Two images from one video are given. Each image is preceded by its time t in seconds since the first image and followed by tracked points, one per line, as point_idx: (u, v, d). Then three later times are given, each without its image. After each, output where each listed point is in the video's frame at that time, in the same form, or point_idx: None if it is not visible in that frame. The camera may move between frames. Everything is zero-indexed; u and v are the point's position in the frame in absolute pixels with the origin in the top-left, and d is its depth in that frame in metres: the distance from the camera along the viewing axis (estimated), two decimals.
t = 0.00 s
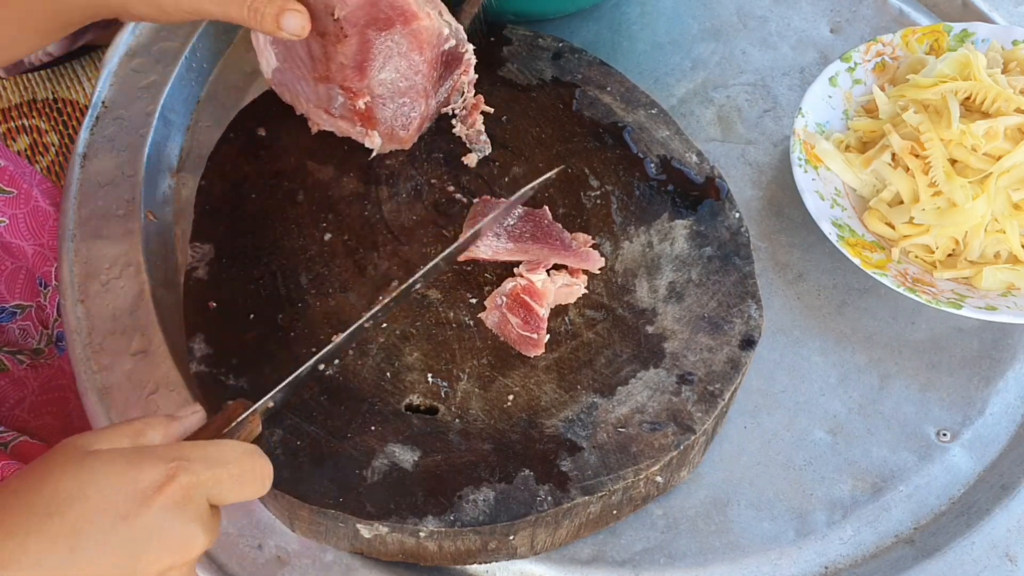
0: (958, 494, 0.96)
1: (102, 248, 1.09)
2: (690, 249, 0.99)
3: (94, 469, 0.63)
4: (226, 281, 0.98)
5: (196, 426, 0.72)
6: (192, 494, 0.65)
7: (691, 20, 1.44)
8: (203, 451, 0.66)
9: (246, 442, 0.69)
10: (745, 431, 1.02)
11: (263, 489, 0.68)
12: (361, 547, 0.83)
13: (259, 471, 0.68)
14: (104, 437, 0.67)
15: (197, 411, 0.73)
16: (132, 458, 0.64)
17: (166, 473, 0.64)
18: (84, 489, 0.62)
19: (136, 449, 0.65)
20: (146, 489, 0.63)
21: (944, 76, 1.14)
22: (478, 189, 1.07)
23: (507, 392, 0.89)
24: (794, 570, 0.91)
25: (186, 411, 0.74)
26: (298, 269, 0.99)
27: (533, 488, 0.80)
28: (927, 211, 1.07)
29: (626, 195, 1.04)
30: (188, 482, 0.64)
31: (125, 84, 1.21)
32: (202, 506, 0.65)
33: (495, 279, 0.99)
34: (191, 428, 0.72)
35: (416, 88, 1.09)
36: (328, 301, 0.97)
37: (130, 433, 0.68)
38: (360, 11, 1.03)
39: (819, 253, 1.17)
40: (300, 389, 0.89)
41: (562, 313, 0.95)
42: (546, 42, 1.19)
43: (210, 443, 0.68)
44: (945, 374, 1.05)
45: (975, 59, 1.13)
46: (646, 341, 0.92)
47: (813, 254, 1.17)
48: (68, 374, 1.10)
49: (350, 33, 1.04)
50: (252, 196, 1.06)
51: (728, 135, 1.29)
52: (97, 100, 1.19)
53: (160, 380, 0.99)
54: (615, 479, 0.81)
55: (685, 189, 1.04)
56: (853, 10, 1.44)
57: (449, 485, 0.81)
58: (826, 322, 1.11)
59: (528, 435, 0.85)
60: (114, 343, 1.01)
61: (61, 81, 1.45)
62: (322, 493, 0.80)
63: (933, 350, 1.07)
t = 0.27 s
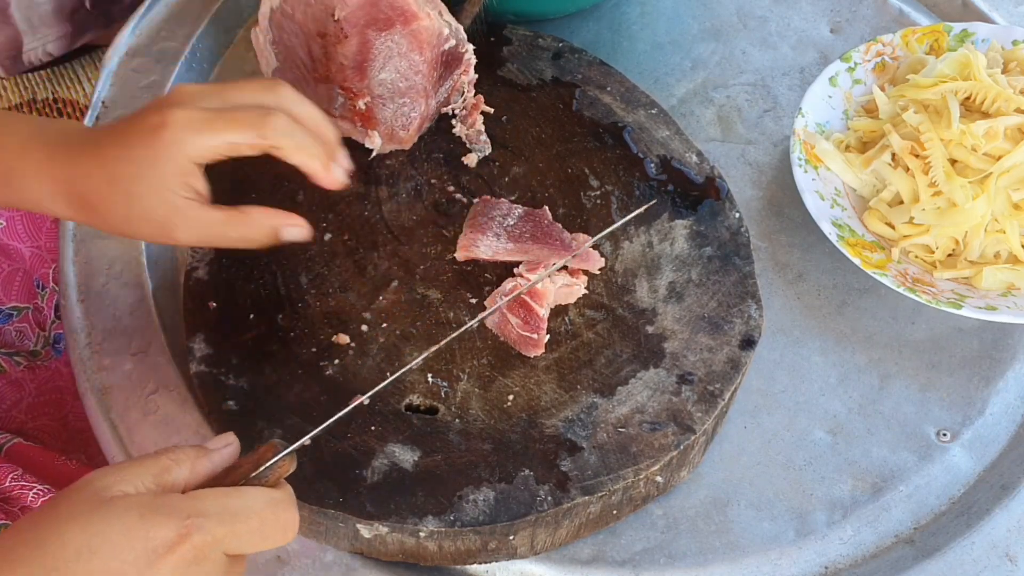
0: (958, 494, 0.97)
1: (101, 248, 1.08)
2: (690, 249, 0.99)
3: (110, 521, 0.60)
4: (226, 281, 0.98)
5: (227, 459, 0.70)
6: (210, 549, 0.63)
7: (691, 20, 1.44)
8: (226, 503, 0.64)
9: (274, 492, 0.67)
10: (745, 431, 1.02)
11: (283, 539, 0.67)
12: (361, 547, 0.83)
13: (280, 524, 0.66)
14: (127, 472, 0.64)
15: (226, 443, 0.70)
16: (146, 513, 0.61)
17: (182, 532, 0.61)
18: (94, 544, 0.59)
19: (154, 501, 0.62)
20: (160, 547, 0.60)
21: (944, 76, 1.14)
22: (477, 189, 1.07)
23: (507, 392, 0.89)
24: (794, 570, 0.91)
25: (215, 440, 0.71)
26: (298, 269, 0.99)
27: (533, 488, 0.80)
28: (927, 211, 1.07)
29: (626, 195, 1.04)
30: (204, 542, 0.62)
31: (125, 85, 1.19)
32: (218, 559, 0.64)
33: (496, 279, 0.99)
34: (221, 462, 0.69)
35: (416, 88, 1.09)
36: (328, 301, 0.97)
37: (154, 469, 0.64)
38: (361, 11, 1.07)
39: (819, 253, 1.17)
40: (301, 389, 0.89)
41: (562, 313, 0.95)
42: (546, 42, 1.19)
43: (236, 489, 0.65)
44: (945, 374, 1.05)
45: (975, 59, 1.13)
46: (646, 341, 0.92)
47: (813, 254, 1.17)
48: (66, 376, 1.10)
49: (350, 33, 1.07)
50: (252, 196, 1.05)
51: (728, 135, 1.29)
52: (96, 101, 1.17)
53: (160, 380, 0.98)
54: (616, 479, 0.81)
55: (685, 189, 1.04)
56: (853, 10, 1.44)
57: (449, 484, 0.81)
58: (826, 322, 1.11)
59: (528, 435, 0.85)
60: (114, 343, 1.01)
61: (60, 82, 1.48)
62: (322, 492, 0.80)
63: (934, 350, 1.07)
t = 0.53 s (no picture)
0: (958, 494, 0.96)
1: (101, 248, 1.08)
2: (690, 249, 0.99)
3: (74, 540, 0.62)
4: (226, 281, 0.98)
5: (198, 465, 0.70)
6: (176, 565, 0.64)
7: (691, 20, 1.44)
8: (190, 519, 0.64)
9: (244, 501, 0.68)
10: (745, 431, 1.02)
11: (251, 550, 0.68)
12: (361, 547, 0.83)
13: (249, 537, 0.68)
14: (93, 486, 0.65)
15: (197, 450, 0.71)
16: (110, 535, 0.62)
17: (144, 554, 0.63)
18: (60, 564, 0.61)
19: (117, 523, 0.63)
20: (125, 568, 0.62)
21: (944, 76, 1.14)
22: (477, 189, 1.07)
23: (507, 392, 0.89)
24: (794, 570, 0.91)
25: (187, 444, 0.71)
26: (298, 269, 0.99)
27: (533, 488, 0.80)
28: (927, 211, 1.07)
29: (626, 195, 1.04)
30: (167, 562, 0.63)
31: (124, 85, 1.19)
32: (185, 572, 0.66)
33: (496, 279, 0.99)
34: (190, 468, 0.70)
35: (416, 88, 1.08)
36: (328, 301, 0.97)
37: (120, 481, 0.66)
38: (361, 11, 1.06)
39: (819, 253, 1.17)
40: (300, 389, 0.89)
41: (562, 313, 0.95)
42: (546, 42, 1.19)
43: (202, 500, 0.66)
44: (945, 373, 1.05)
45: (975, 59, 1.13)
46: (646, 341, 0.92)
47: (813, 254, 1.17)
48: (67, 375, 1.10)
49: (350, 33, 1.06)
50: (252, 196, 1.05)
51: (728, 135, 1.29)
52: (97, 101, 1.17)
53: (160, 380, 0.98)
54: (616, 479, 0.81)
55: (685, 189, 1.04)
56: (853, 10, 1.44)
57: (449, 484, 0.81)
58: (826, 321, 1.11)
59: (528, 435, 0.85)
60: (114, 343, 1.01)
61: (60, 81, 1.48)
62: (322, 493, 0.80)
63: (933, 350, 1.07)
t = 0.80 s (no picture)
0: (958, 494, 0.97)
1: (101, 248, 1.08)
2: (690, 249, 0.99)
3: (91, 543, 0.62)
4: (226, 280, 0.98)
5: (208, 468, 0.71)
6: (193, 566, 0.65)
7: (691, 20, 1.44)
8: (204, 519, 0.64)
9: (255, 502, 0.68)
10: (745, 431, 1.02)
11: (267, 545, 0.69)
12: (361, 547, 0.83)
13: (262, 540, 0.68)
14: (107, 489, 0.66)
15: (207, 452, 0.71)
16: (125, 538, 0.63)
17: (159, 556, 0.63)
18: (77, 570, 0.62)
19: (132, 528, 0.63)
20: (142, 569, 0.62)
21: (944, 76, 1.14)
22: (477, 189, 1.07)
23: (507, 392, 0.89)
24: (794, 570, 0.91)
25: (196, 448, 0.72)
26: (298, 269, 0.99)
27: (533, 488, 0.80)
28: (927, 211, 1.07)
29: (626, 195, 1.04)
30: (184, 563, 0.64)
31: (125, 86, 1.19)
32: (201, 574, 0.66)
33: (496, 279, 0.99)
34: (201, 471, 0.70)
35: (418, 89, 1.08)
36: (328, 301, 0.97)
37: (133, 483, 0.66)
38: (361, 11, 1.05)
39: (819, 253, 1.17)
40: (300, 389, 0.89)
41: (562, 313, 0.95)
42: (546, 42, 1.19)
43: (214, 502, 0.66)
44: (945, 373, 1.05)
45: (975, 59, 1.13)
46: (646, 341, 0.92)
47: (813, 254, 1.17)
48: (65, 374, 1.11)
49: (350, 33, 1.05)
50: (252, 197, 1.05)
51: (728, 135, 1.29)
52: (97, 101, 1.17)
53: (160, 380, 0.98)
54: (616, 479, 0.81)
55: (685, 189, 1.04)
56: (853, 10, 1.44)
57: (449, 485, 0.81)
58: (826, 321, 1.11)
59: (528, 435, 0.85)
60: (114, 343, 1.01)
61: (60, 81, 1.49)
62: (322, 493, 0.80)
63: (933, 350, 1.07)
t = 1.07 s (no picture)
0: (958, 494, 0.97)
1: (101, 248, 1.08)
2: (690, 249, 0.99)
3: (85, 541, 0.63)
4: (226, 280, 0.98)
5: (204, 461, 0.70)
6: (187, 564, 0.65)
7: (691, 20, 1.44)
8: (197, 518, 0.64)
9: (249, 498, 0.67)
10: (745, 431, 1.02)
11: (265, 540, 0.68)
12: (361, 547, 0.83)
13: (259, 533, 0.67)
14: (101, 486, 0.66)
15: (204, 446, 0.71)
16: (118, 538, 0.63)
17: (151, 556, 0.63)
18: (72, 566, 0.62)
19: (126, 525, 0.63)
20: (134, 568, 0.63)
21: (944, 76, 1.14)
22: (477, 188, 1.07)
23: (507, 392, 0.89)
24: (794, 570, 0.91)
25: (193, 440, 0.72)
26: (298, 270, 0.99)
27: (533, 488, 0.80)
28: (927, 211, 1.07)
29: (626, 195, 1.04)
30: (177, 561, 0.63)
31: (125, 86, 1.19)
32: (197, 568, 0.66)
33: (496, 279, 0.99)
34: (197, 463, 0.70)
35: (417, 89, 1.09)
36: (328, 301, 0.97)
37: (128, 479, 0.67)
38: (360, 10, 1.05)
39: (819, 253, 1.17)
40: (300, 389, 0.89)
41: (562, 313, 0.95)
42: (546, 42, 1.19)
43: (209, 498, 0.65)
44: (945, 373, 1.05)
45: (975, 59, 1.13)
46: (646, 341, 0.92)
47: (813, 254, 1.17)
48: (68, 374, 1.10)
49: (350, 33, 1.06)
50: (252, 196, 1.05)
51: (728, 135, 1.29)
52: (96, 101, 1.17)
53: (159, 380, 0.98)
54: (615, 479, 0.81)
55: (685, 189, 1.04)
56: (853, 10, 1.44)
57: (448, 484, 0.81)
58: (825, 321, 1.11)
59: (528, 436, 0.85)
60: (114, 343, 1.01)
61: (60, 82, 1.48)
62: (322, 493, 0.80)
63: (933, 350, 1.07)
